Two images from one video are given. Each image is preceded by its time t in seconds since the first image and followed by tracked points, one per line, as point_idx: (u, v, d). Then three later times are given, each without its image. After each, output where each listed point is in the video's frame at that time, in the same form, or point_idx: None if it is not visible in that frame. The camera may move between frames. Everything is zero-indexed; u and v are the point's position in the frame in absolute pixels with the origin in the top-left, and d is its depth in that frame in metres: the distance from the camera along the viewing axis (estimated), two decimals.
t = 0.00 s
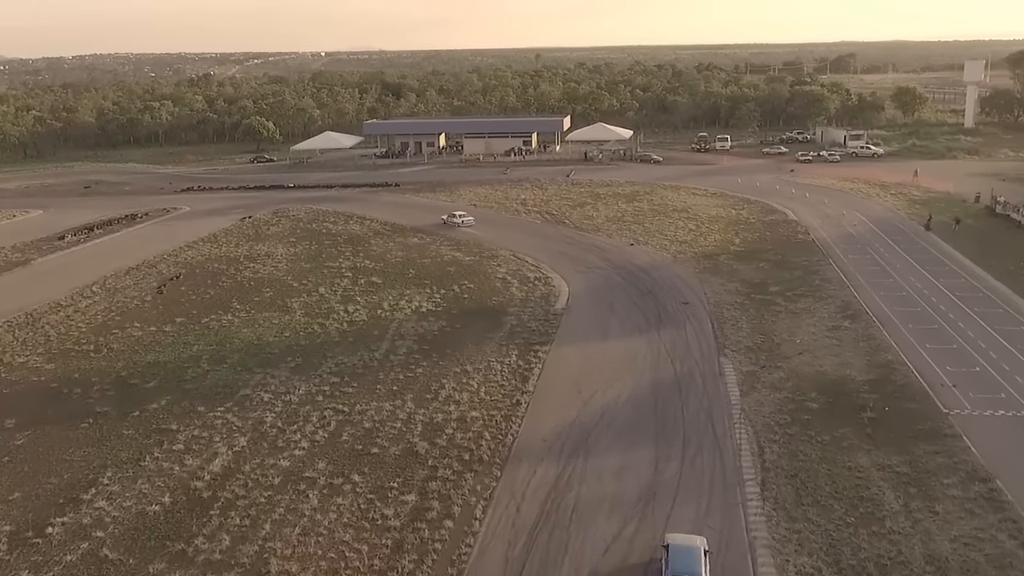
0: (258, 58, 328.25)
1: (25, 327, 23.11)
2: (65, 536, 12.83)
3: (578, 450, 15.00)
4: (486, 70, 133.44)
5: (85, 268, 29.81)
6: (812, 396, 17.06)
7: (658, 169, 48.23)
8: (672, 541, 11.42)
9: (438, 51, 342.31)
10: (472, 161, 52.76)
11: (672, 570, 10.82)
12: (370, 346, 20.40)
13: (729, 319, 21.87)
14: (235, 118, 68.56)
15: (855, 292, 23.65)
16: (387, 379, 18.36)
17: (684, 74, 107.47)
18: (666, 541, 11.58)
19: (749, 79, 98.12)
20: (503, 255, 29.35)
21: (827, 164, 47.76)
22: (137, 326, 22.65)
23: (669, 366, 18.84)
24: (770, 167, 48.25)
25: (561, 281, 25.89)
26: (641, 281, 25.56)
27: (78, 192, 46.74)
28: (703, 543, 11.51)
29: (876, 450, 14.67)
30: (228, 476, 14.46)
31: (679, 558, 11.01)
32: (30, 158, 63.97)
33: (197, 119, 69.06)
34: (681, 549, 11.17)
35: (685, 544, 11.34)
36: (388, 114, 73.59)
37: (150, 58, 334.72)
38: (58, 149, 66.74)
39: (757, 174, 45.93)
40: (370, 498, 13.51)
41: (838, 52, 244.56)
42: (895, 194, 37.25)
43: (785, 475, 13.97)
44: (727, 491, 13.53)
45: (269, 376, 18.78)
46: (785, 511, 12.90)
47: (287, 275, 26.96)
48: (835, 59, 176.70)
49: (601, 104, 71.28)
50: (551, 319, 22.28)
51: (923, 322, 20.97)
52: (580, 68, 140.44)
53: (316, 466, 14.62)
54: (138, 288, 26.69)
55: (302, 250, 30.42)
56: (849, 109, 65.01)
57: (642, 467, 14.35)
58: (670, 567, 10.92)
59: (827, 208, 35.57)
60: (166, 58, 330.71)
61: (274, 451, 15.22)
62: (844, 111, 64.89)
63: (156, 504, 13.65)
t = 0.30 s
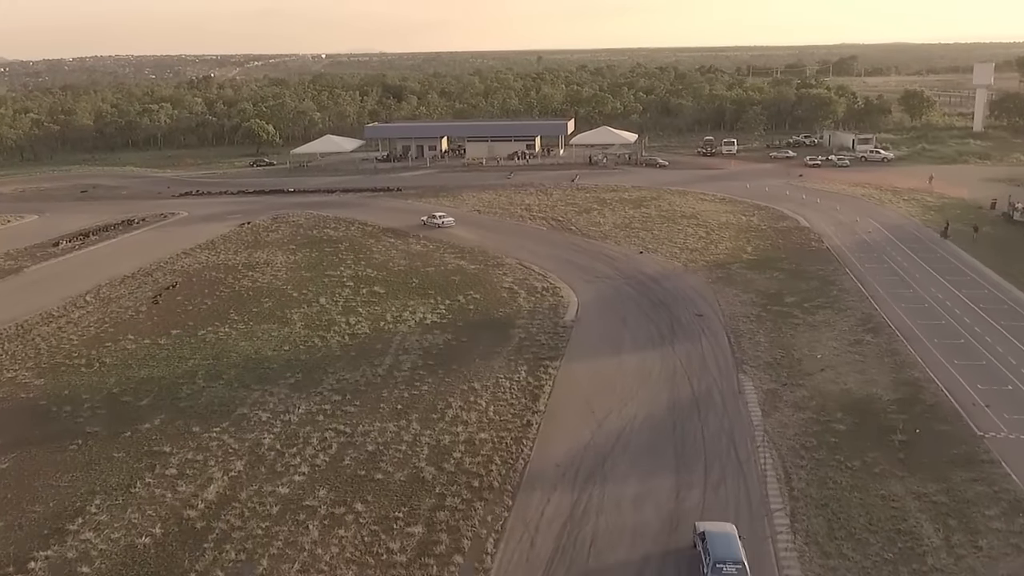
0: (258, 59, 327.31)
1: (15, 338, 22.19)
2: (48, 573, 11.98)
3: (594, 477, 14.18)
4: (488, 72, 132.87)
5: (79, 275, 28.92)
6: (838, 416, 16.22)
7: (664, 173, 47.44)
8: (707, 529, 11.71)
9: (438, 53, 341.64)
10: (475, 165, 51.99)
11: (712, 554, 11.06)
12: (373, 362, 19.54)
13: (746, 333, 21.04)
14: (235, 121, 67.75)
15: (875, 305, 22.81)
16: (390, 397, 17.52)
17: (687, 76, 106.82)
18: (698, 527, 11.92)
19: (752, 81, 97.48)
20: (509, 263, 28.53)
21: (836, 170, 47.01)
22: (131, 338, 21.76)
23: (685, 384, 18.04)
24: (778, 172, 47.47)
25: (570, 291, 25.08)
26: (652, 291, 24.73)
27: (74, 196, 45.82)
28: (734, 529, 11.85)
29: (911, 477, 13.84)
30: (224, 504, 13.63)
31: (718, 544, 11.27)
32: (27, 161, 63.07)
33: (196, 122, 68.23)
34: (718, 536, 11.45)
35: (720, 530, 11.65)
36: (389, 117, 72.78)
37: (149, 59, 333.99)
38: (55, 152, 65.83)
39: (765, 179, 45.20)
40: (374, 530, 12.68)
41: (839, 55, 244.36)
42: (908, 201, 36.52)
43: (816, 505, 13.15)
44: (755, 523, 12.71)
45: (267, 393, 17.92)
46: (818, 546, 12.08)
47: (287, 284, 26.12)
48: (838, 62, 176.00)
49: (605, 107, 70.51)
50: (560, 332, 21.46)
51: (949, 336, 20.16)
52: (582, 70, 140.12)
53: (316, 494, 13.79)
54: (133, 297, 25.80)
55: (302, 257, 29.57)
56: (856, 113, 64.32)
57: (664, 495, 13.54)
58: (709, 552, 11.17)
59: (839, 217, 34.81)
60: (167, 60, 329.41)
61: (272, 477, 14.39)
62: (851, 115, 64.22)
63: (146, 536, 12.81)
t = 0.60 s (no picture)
0: (258, 62, 326.69)
1: (3, 351, 21.27)
2: None
3: (611, 506, 13.36)
4: (488, 75, 132.33)
5: (72, 283, 28.00)
6: (867, 439, 15.39)
7: (671, 178, 46.64)
8: (730, 515, 12.15)
9: (439, 56, 340.72)
10: (478, 169, 51.23)
11: (734, 538, 11.52)
12: (375, 378, 18.70)
13: (763, 349, 20.22)
14: (234, 124, 66.96)
15: (897, 317, 22.00)
16: (393, 418, 16.65)
17: (690, 79, 106.05)
18: (721, 513, 12.37)
19: (756, 84, 96.77)
20: (514, 272, 27.73)
21: (845, 176, 46.24)
22: (123, 351, 20.85)
23: (704, 403, 17.21)
24: (786, 177, 46.67)
25: (578, 302, 24.25)
26: (663, 303, 23.91)
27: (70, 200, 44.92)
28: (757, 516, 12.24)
29: (950, 508, 13.00)
30: (217, 536, 12.79)
31: (739, 529, 11.72)
32: (23, 164, 62.18)
33: (195, 125, 67.41)
34: (740, 521, 11.89)
35: (741, 516, 12.08)
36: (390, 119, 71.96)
37: (148, 61, 333.30)
38: (52, 155, 64.93)
39: (774, 184, 44.43)
40: (378, 566, 11.83)
41: (841, 57, 244.26)
42: (922, 208, 35.77)
43: (849, 539, 12.31)
44: (786, 558, 11.88)
45: (264, 413, 17.05)
46: None
47: (285, 294, 25.28)
48: (841, 66, 175.30)
49: (609, 110, 69.75)
50: (569, 346, 20.62)
51: (977, 352, 19.34)
52: (583, 72, 139.27)
53: (316, 524, 12.96)
54: (127, 306, 24.91)
55: (302, 265, 28.73)
56: (864, 116, 63.59)
57: (686, 527, 12.72)
58: (731, 536, 11.63)
59: (852, 224, 34.03)
60: (167, 62, 328.57)
61: (269, 505, 13.57)
62: (858, 118, 63.51)
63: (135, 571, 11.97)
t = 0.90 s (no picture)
0: (258, 63, 325.81)
1: None
2: None
3: (631, 539, 12.52)
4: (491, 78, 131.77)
5: (64, 291, 27.09)
6: (899, 465, 14.59)
7: (678, 183, 45.89)
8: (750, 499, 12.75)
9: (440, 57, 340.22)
10: (482, 173, 50.46)
11: (754, 522, 12.11)
12: (378, 396, 17.85)
13: (784, 368, 19.44)
14: (233, 126, 66.09)
15: (922, 333, 21.23)
16: (397, 440, 15.79)
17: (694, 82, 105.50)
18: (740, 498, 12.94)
19: (761, 87, 96.17)
20: (521, 281, 26.93)
21: (856, 182, 45.45)
22: (115, 365, 19.95)
23: (723, 425, 16.43)
24: (795, 182, 45.85)
25: (588, 314, 23.41)
26: (676, 316, 23.11)
27: (66, 203, 44.04)
28: (775, 503, 12.79)
29: (994, 543, 12.18)
30: (210, 572, 11.93)
31: (759, 514, 12.33)
32: (21, 167, 61.31)
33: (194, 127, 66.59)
34: (759, 506, 12.49)
35: (761, 501, 12.68)
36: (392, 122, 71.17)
37: (148, 62, 332.72)
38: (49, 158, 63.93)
39: (784, 190, 43.70)
40: None
41: (843, 60, 243.98)
42: (937, 216, 35.06)
43: None
44: None
45: (261, 433, 16.18)
46: None
47: (284, 304, 24.41)
48: (844, 67, 174.44)
49: (613, 113, 69.02)
50: (580, 361, 19.78)
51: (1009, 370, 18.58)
52: (586, 74, 138.79)
53: (316, 558, 12.12)
54: (121, 316, 24.00)
55: (302, 274, 27.86)
56: (872, 119, 62.90)
57: (712, 562, 11.90)
58: (752, 520, 12.24)
59: (866, 232, 33.28)
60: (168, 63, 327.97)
61: (266, 538, 12.71)
62: (866, 122, 62.85)
63: None
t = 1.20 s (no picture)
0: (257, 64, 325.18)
1: None
2: None
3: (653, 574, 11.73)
4: (489, 79, 130.67)
5: (54, 299, 26.06)
6: (935, 494, 13.90)
7: (684, 187, 45.07)
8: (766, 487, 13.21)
9: (439, 58, 338.38)
10: (485, 176, 49.67)
11: (773, 508, 12.52)
12: (379, 415, 16.97)
13: (804, 385, 18.70)
14: (231, 128, 65.46)
15: (947, 347, 20.54)
16: (400, 464, 14.90)
17: (695, 82, 104.61)
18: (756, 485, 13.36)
19: (764, 88, 95.37)
20: (527, 290, 26.10)
21: (865, 186, 44.70)
22: (103, 380, 18.96)
23: (744, 448, 15.69)
24: (803, 186, 45.06)
25: (597, 325, 22.58)
26: (687, 330, 22.28)
27: (60, 206, 43.01)
28: (790, 490, 13.26)
29: None
30: None
31: (776, 499, 12.80)
32: (16, 171, 60.15)
33: (191, 129, 65.62)
34: (775, 492, 12.94)
35: (776, 487, 13.12)
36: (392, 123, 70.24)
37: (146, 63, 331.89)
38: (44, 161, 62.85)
39: (792, 194, 42.92)
40: None
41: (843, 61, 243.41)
42: (951, 222, 34.40)
43: None
44: None
45: (256, 456, 15.25)
46: None
47: (281, 315, 23.46)
48: (844, 68, 174.14)
49: (615, 115, 68.18)
50: (590, 377, 18.93)
51: None
52: (586, 75, 137.97)
53: None
54: (111, 325, 22.99)
55: (300, 282, 26.96)
56: (878, 121, 62.15)
57: None
58: (769, 505, 12.69)
59: (880, 239, 32.57)
60: (166, 63, 325.58)
61: None
62: (872, 124, 62.11)
63: None
